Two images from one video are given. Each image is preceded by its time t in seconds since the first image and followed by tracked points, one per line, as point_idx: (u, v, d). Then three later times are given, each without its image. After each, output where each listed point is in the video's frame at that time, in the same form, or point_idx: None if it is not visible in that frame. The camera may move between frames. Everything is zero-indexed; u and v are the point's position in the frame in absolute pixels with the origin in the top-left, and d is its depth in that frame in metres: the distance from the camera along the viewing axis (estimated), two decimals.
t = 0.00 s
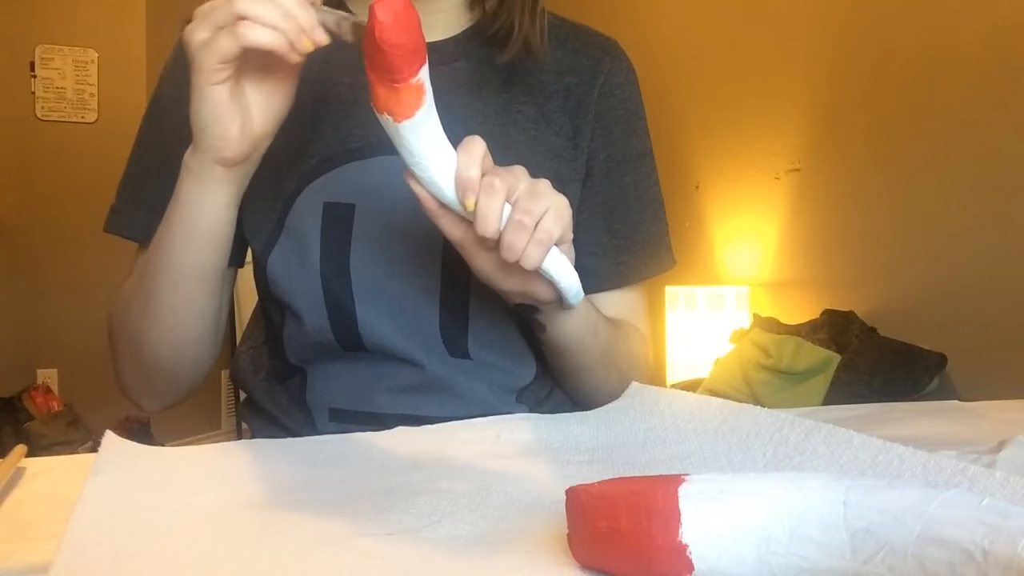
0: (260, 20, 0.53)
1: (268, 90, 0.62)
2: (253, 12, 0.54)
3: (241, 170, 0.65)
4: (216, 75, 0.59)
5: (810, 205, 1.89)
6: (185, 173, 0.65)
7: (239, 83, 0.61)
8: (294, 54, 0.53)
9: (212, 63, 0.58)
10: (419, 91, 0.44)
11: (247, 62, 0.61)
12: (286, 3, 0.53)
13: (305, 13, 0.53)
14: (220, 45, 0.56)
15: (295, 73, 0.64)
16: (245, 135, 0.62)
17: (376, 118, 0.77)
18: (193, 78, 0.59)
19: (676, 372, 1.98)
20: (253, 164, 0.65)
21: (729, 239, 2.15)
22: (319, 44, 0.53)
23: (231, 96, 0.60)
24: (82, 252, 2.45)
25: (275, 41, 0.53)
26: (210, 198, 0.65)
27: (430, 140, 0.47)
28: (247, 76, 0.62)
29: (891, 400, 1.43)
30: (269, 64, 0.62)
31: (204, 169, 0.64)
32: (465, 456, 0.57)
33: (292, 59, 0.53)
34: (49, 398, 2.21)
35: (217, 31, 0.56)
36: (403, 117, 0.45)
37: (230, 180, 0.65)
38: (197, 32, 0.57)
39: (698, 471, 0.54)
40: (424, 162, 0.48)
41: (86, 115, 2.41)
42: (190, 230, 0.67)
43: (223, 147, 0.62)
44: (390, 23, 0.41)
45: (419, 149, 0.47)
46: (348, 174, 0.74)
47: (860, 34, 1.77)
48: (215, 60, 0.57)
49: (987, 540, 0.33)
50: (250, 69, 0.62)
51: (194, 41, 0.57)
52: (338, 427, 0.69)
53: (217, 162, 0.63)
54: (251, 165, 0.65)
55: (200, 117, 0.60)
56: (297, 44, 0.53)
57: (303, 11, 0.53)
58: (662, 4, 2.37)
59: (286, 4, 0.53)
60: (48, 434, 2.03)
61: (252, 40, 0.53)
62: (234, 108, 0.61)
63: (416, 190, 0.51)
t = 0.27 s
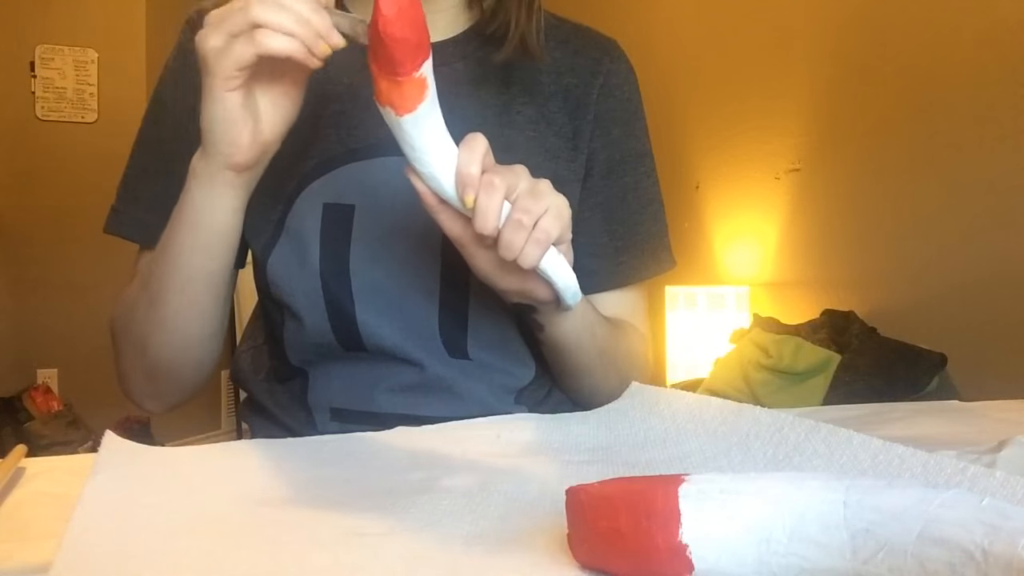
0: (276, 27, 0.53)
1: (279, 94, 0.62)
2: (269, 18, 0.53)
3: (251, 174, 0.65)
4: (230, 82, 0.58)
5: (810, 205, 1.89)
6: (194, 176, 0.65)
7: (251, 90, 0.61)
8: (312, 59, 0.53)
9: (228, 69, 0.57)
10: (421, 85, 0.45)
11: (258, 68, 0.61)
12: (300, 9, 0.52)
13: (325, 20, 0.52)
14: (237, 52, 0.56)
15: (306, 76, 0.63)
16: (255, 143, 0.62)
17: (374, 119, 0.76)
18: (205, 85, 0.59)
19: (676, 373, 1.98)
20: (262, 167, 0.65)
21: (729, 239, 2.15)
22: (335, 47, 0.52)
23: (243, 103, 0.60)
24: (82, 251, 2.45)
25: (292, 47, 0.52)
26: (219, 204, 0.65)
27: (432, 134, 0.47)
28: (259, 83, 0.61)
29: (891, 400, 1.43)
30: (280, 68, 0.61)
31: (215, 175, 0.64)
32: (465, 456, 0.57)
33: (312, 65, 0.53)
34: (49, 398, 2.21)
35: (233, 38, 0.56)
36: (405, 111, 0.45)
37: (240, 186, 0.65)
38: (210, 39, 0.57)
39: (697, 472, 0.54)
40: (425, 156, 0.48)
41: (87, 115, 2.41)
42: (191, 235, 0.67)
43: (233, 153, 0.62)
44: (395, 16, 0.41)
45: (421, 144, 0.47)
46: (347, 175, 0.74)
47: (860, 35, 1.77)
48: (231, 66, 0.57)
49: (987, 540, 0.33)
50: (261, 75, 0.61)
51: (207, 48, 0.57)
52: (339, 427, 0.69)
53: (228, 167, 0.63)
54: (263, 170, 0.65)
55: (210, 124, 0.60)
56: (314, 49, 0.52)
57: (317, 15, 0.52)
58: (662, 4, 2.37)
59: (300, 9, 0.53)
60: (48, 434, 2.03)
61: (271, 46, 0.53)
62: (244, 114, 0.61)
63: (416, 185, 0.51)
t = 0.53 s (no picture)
0: (262, 33, 0.52)
1: (271, 98, 0.60)
2: (249, 24, 0.52)
3: (247, 181, 0.64)
4: (222, 91, 0.56)
5: (810, 205, 1.89)
6: (190, 186, 0.64)
7: (241, 97, 0.59)
8: (300, 62, 0.53)
9: (218, 79, 0.55)
10: (426, 75, 0.45)
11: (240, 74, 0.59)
12: (282, 12, 0.52)
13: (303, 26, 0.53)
14: (226, 61, 0.54)
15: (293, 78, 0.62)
16: (251, 148, 0.61)
17: (376, 120, 0.77)
18: (196, 95, 0.57)
19: (676, 372, 1.98)
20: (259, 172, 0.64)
21: (729, 239, 2.15)
22: (320, 50, 0.53)
23: (235, 111, 0.59)
24: (82, 251, 2.45)
25: (281, 53, 0.52)
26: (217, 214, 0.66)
27: (439, 123, 0.47)
28: (248, 89, 0.59)
29: (891, 400, 1.43)
30: (267, 73, 0.60)
31: (213, 184, 0.63)
32: (465, 456, 0.57)
33: (299, 69, 0.53)
34: (49, 398, 2.21)
35: (218, 47, 0.54)
36: (411, 99, 0.45)
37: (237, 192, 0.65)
38: (196, 49, 0.54)
39: (698, 471, 0.54)
40: (431, 146, 0.48)
41: (87, 115, 2.41)
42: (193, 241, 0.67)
43: (228, 162, 0.61)
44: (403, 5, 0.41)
45: (427, 133, 0.47)
46: (348, 175, 0.74)
47: (860, 35, 1.77)
48: (220, 75, 0.55)
49: (987, 540, 0.33)
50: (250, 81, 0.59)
51: (194, 59, 0.55)
52: (339, 426, 0.69)
53: (225, 176, 0.63)
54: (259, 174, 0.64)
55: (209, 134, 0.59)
56: (302, 52, 0.53)
57: (300, 18, 0.53)
58: (662, 4, 2.37)
59: (283, 13, 0.52)
60: (48, 434, 2.03)
61: (256, 54, 0.52)
62: (238, 123, 0.59)
63: (420, 174, 0.51)
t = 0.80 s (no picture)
0: (260, 38, 0.52)
1: (270, 103, 0.60)
2: (246, 30, 0.52)
3: (252, 190, 0.64)
4: (224, 102, 0.56)
5: (810, 205, 1.89)
6: (195, 200, 0.64)
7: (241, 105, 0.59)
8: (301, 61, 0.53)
9: (220, 89, 0.55)
10: (434, 60, 0.45)
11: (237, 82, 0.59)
12: (276, 14, 0.52)
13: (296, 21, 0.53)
14: (227, 70, 0.54)
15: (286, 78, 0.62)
16: (257, 156, 0.61)
17: (376, 120, 0.77)
18: (197, 108, 0.57)
19: (676, 373, 1.98)
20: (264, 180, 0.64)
21: (729, 239, 2.15)
22: (318, 45, 0.53)
23: (237, 121, 0.58)
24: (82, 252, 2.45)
25: (282, 55, 0.52)
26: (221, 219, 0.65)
27: (445, 108, 0.47)
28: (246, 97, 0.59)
29: (891, 400, 1.43)
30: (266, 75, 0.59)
31: (220, 195, 0.63)
32: (464, 456, 0.57)
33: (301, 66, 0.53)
34: (50, 398, 2.21)
35: (217, 56, 0.54)
36: (417, 81, 0.46)
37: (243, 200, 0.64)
38: (194, 62, 0.54)
39: (698, 471, 0.54)
40: (436, 127, 0.48)
41: (87, 115, 2.41)
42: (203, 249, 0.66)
43: (236, 172, 0.61)
44: None
45: (431, 114, 0.47)
46: (348, 175, 0.74)
47: (860, 36, 1.77)
48: (223, 85, 0.55)
49: (987, 540, 0.33)
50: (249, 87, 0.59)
51: (191, 73, 0.55)
52: (339, 427, 0.69)
53: (232, 186, 0.63)
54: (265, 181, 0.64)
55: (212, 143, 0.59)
56: (301, 51, 0.52)
57: (295, 18, 0.53)
58: (661, 5, 2.37)
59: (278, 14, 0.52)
60: (48, 434, 2.03)
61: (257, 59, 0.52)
62: (241, 131, 0.59)
63: (425, 157, 0.51)
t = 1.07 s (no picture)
0: (266, 42, 0.52)
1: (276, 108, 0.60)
2: (251, 36, 0.52)
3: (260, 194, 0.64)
4: (232, 112, 0.56)
5: (810, 205, 1.89)
6: (202, 207, 0.64)
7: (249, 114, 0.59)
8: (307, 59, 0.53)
9: (229, 98, 0.55)
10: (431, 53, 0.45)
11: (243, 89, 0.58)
12: (278, 16, 0.52)
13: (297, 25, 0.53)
14: (236, 77, 0.54)
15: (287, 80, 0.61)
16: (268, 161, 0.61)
17: (376, 121, 0.77)
18: (206, 118, 0.57)
19: (676, 373, 1.98)
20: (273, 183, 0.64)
21: (729, 239, 2.15)
22: (323, 44, 0.54)
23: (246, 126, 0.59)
24: (82, 252, 2.45)
25: (290, 56, 0.52)
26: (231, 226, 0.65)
27: (443, 99, 0.48)
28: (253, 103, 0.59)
29: (891, 400, 1.44)
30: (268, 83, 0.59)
31: (229, 201, 0.63)
32: (464, 456, 0.57)
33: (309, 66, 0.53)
34: (50, 398, 2.21)
35: (223, 66, 0.54)
36: (414, 74, 0.46)
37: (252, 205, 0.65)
38: (199, 72, 0.54)
39: (698, 471, 0.54)
40: (433, 120, 0.49)
41: (87, 115, 2.41)
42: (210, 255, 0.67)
43: (247, 177, 0.61)
44: None
45: (429, 107, 0.48)
46: (347, 175, 0.74)
47: (860, 37, 1.77)
48: (232, 95, 0.55)
49: (987, 540, 0.33)
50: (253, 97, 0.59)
51: (199, 82, 0.54)
52: (338, 427, 0.69)
53: (243, 192, 0.63)
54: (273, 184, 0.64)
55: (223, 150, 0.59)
56: (307, 50, 0.53)
57: (296, 18, 0.53)
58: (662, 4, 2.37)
59: (279, 17, 0.52)
60: (48, 434, 2.03)
61: (267, 64, 0.52)
62: (249, 138, 0.59)
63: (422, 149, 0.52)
